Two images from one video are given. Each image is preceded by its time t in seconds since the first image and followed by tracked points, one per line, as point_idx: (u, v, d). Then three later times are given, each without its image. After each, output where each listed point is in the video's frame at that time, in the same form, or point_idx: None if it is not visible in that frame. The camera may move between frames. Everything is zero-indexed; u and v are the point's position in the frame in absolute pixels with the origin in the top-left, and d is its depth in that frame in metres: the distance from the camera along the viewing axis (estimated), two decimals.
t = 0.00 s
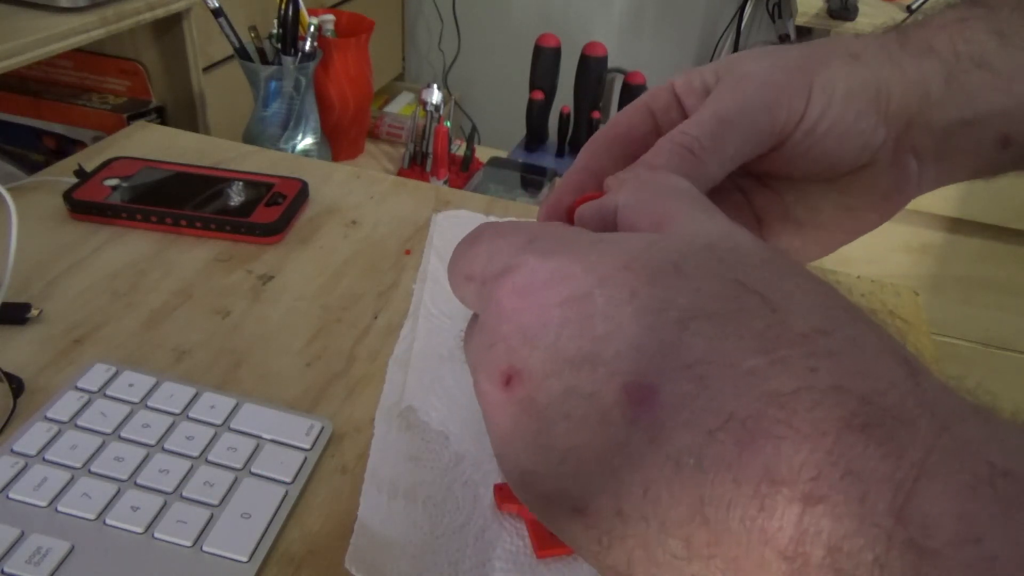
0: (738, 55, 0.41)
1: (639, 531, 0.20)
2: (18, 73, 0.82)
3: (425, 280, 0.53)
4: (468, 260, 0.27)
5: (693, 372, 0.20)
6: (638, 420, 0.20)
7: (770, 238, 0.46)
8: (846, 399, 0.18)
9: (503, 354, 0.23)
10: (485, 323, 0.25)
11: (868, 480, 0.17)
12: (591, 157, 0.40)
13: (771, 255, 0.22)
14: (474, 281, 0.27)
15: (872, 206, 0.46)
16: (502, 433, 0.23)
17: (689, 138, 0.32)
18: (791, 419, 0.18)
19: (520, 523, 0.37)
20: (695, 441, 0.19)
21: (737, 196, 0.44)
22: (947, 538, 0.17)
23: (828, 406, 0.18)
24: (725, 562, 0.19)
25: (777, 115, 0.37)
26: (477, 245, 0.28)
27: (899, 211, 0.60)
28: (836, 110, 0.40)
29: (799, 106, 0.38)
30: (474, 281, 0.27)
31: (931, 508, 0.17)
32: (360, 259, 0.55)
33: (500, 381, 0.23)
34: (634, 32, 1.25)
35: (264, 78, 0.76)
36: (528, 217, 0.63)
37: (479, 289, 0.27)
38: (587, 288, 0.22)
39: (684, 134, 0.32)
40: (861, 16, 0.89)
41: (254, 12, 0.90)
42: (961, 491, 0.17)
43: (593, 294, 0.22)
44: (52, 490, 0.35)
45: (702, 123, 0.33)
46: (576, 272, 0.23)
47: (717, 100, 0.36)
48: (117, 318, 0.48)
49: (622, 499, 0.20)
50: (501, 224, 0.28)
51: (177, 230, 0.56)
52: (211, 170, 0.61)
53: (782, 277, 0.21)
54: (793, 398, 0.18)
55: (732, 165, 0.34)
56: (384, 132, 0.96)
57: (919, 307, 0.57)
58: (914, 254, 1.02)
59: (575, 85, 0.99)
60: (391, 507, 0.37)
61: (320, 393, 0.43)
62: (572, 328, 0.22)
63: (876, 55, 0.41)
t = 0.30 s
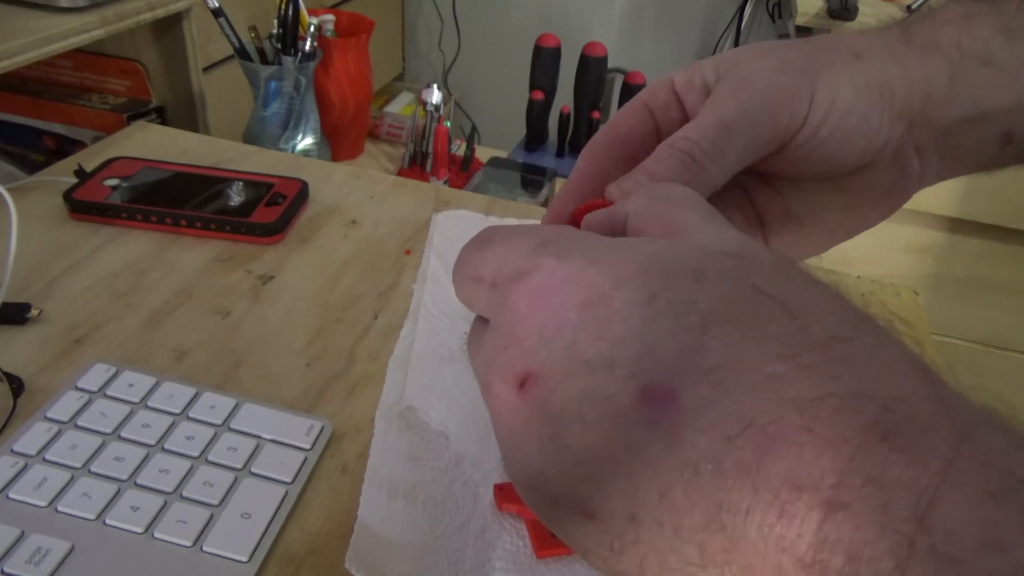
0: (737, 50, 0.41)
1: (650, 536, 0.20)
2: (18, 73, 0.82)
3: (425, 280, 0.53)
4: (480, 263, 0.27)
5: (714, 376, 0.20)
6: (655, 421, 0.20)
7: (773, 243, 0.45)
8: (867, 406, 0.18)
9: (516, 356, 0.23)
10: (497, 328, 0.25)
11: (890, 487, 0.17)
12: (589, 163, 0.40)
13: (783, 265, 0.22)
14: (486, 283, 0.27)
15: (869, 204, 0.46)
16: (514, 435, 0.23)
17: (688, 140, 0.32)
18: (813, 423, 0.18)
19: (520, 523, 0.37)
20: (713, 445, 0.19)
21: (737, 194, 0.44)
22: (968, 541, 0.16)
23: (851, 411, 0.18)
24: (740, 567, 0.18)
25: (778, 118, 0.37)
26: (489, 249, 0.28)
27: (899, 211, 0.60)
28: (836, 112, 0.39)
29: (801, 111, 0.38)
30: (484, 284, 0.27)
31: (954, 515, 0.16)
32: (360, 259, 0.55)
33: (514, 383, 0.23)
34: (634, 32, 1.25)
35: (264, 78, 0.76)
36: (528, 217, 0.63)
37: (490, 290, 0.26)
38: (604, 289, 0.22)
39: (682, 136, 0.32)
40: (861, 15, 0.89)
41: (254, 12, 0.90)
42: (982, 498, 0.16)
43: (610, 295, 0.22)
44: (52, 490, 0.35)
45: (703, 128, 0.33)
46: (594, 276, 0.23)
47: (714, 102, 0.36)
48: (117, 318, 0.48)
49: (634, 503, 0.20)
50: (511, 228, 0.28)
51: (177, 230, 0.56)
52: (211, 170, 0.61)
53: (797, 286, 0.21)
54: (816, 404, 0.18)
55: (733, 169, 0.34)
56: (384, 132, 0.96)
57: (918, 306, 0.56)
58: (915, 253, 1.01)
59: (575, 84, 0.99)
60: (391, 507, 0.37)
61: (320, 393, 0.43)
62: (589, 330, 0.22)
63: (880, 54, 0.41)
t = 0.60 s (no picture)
0: (738, 39, 0.40)
1: (654, 534, 0.20)
2: (17, 72, 0.82)
3: (425, 280, 0.53)
4: (495, 251, 0.27)
5: (732, 374, 0.20)
6: (667, 414, 0.20)
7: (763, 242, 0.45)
8: (885, 412, 0.18)
9: (530, 345, 0.23)
10: (512, 314, 0.25)
11: (906, 490, 0.17)
12: (591, 167, 0.40)
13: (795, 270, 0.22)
14: (500, 271, 0.26)
15: (866, 199, 0.47)
16: (519, 429, 0.23)
17: (687, 147, 0.32)
18: (829, 424, 0.18)
19: (520, 523, 0.37)
20: (727, 443, 0.19)
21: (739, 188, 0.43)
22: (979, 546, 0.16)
23: (869, 413, 0.18)
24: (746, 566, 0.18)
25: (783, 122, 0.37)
26: (505, 237, 0.27)
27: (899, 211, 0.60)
28: (842, 112, 0.39)
29: (809, 113, 0.38)
30: (499, 272, 0.27)
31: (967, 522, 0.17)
32: (361, 259, 0.55)
33: (527, 370, 0.23)
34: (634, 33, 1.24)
35: (264, 78, 0.76)
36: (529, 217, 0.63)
37: (503, 279, 0.26)
38: (626, 282, 0.22)
39: (683, 144, 0.32)
40: (861, 13, 0.89)
41: (254, 12, 0.90)
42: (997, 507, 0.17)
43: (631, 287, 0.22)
44: (52, 490, 0.35)
45: (704, 132, 0.33)
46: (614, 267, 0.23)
47: (716, 104, 0.36)
48: (117, 318, 0.47)
49: (640, 501, 0.20)
50: (528, 221, 0.28)
51: (177, 230, 0.55)
52: (211, 170, 0.61)
53: (810, 293, 0.21)
54: (836, 405, 0.18)
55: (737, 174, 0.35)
56: (384, 131, 0.96)
57: (919, 307, 0.56)
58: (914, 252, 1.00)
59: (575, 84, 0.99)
60: (391, 507, 0.37)
61: (320, 393, 0.43)
62: (607, 320, 0.22)
63: (888, 50, 0.39)
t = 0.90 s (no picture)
0: (744, 21, 0.38)
1: (646, 559, 0.20)
2: (18, 73, 0.82)
3: (425, 280, 0.53)
4: (479, 289, 0.27)
5: (690, 408, 0.20)
6: (637, 454, 0.20)
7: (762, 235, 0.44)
8: (851, 434, 0.17)
9: (516, 387, 0.24)
10: (501, 352, 0.25)
11: (871, 522, 0.16)
12: (592, 168, 0.39)
13: (782, 276, 0.22)
14: (487, 314, 0.27)
15: (868, 189, 0.45)
16: (517, 459, 0.24)
17: (691, 145, 0.32)
18: (795, 456, 0.17)
19: (520, 523, 0.37)
20: (696, 477, 0.19)
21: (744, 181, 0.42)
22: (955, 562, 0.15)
23: (832, 439, 0.17)
24: None
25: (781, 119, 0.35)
26: (490, 269, 0.27)
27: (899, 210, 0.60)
28: (847, 107, 0.37)
29: (815, 109, 0.37)
30: (485, 311, 0.27)
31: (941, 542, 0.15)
32: (360, 259, 0.55)
33: (514, 413, 0.24)
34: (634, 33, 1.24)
35: (264, 78, 0.76)
36: (529, 216, 0.62)
37: (491, 318, 0.27)
38: (591, 322, 0.23)
39: (688, 143, 0.32)
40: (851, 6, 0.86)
41: (254, 12, 0.90)
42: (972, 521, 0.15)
43: (597, 326, 0.22)
44: (52, 490, 0.35)
45: (710, 129, 0.32)
46: (582, 303, 0.23)
47: (718, 98, 0.34)
48: (117, 318, 0.47)
49: (627, 531, 0.20)
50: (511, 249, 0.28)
51: (177, 230, 0.55)
52: (210, 170, 0.61)
53: (791, 299, 0.21)
54: (797, 433, 0.18)
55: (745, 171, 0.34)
56: (384, 131, 0.96)
57: (920, 307, 0.56)
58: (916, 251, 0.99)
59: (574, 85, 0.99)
60: (391, 507, 0.37)
61: (320, 393, 0.43)
62: (579, 359, 0.22)
63: (895, 41, 0.37)
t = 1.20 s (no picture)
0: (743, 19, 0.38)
1: (644, 502, 0.16)
2: (18, 73, 0.82)
3: (425, 280, 0.53)
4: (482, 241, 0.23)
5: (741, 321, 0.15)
6: (661, 366, 0.16)
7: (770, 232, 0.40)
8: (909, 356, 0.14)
9: (524, 301, 0.19)
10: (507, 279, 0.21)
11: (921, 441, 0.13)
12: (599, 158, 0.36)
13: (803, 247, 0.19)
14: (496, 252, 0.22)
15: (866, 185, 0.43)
16: (513, 388, 0.19)
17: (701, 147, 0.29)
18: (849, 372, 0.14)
19: (520, 522, 0.37)
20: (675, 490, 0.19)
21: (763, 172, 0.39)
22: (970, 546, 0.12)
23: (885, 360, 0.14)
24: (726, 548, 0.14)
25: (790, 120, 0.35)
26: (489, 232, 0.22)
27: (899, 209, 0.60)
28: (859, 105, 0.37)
29: (823, 112, 0.36)
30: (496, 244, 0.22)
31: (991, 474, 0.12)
32: (360, 260, 0.55)
33: (524, 324, 0.18)
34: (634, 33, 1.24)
35: (264, 78, 0.76)
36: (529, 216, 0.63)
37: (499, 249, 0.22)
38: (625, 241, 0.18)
39: (697, 144, 0.29)
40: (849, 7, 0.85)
41: (254, 12, 0.90)
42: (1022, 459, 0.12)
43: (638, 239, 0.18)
44: (53, 490, 0.35)
45: (722, 133, 0.31)
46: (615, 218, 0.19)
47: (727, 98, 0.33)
48: (118, 318, 0.48)
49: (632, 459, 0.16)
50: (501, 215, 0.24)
51: (177, 230, 0.56)
52: (211, 170, 0.61)
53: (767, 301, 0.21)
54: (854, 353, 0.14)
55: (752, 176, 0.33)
56: (384, 131, 0.96)
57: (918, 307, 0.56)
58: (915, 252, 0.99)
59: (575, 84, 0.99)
60: (391, 507, 0.37)
61: (320, 393, 0.43)
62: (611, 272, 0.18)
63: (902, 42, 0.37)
